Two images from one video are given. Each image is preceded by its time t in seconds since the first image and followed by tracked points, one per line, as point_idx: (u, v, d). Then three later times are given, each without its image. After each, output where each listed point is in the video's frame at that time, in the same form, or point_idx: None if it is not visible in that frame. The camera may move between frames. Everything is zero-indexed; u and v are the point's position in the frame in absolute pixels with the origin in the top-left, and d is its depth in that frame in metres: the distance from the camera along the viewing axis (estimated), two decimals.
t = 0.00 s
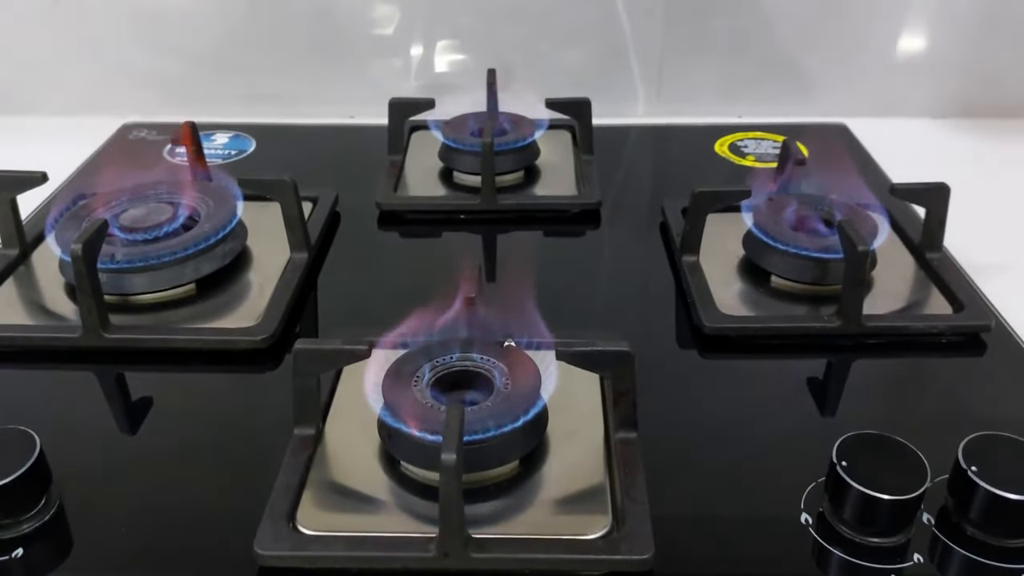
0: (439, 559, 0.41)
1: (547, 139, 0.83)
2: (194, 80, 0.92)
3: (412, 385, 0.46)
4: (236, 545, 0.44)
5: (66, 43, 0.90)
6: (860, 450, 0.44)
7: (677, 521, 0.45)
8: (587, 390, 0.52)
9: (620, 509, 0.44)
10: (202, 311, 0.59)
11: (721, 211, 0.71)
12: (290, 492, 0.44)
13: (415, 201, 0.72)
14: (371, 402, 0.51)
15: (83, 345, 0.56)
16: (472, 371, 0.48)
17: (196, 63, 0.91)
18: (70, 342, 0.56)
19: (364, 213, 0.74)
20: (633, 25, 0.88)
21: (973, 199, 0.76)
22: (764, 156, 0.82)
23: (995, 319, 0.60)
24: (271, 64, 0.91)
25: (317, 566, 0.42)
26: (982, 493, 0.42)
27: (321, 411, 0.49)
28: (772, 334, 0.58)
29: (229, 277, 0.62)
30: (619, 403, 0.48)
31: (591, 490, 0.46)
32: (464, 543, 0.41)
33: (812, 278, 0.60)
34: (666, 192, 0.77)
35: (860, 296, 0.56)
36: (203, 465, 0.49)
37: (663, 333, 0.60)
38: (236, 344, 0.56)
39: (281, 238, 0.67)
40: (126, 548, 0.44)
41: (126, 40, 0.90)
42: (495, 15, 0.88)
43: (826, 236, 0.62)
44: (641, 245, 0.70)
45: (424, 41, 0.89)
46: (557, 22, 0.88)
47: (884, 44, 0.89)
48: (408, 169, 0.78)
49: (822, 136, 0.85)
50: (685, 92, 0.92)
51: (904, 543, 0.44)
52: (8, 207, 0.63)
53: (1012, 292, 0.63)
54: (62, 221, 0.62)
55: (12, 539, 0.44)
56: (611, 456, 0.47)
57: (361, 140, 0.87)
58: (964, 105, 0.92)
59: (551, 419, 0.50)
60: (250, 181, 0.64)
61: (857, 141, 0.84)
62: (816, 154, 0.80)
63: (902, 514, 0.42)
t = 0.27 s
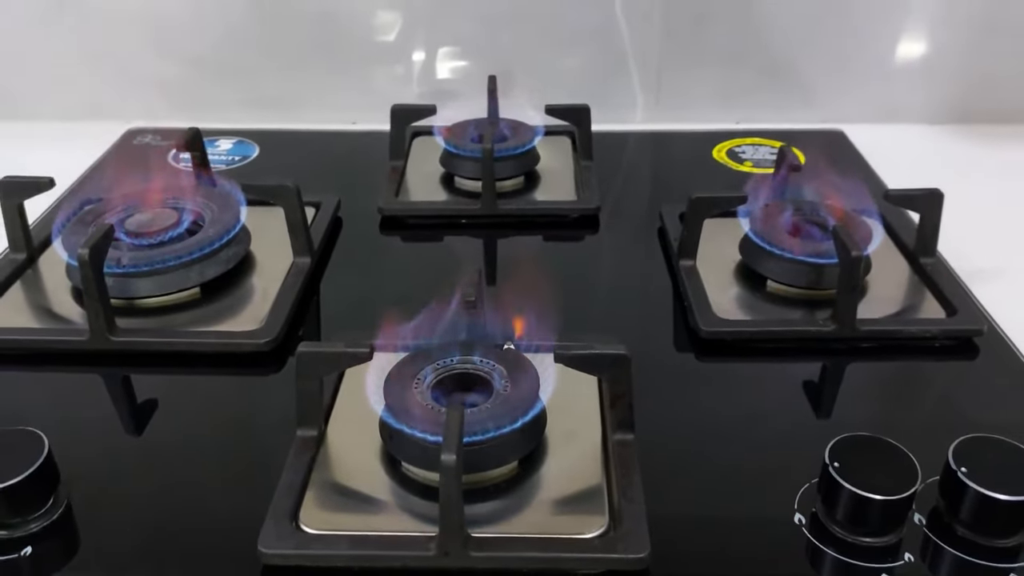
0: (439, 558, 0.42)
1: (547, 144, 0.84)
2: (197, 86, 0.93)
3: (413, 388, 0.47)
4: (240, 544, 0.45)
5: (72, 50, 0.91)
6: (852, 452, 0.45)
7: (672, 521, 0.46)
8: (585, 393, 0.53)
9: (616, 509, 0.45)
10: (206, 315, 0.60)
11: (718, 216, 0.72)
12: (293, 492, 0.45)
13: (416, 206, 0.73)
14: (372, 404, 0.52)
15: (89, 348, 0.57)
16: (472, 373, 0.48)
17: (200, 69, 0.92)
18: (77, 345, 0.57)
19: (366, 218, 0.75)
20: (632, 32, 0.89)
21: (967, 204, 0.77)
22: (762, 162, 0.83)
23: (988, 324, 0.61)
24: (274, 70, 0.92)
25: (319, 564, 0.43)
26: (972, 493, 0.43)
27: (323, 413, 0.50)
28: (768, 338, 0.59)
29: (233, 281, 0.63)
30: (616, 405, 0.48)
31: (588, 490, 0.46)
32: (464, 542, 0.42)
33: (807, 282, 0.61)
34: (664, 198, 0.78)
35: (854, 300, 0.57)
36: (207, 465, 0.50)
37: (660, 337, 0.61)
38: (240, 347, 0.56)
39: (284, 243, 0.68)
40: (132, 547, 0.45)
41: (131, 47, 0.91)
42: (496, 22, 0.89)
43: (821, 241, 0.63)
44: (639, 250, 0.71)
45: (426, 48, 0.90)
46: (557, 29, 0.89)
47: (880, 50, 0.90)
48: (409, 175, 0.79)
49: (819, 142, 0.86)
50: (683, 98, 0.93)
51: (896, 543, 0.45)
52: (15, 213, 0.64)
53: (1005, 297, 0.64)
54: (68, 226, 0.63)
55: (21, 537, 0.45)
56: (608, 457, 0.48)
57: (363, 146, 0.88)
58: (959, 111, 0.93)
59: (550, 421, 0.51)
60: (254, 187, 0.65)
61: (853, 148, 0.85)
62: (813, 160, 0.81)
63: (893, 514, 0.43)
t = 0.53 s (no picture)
0: (440, 561, 0.43)
1: (547, 156, 0.85)
2: (202, 99, 0.94)
3: (414, 395, 0.48)
4: (245, 548, 0.46)
5: (78, 62, 0.93)
6: (844, 458, 0.46)
7: (670, 526, 0.47)
8: (583, 400, 0.54)
9: (614, 514, 0.46)
10: (212, 324, 0.61)
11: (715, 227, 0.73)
12: (297, 496, 0.46)
13: (418, 217, 0.74)
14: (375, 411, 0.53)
15: (97, 356, 0.58)
16: (471, 381, 0.50)
17: (205, 82, 0.93)
18: (85, 353, 0.58)
19: (368, 228, 0.76)
20: (630, 45, 0.90)
21: (961, 215, 0.79)
22: (759, 173, 0.84)
23: (980, 333, 0.62)
24: (278, 82, 0.93)
25: (324, 567, 0.43)
26: (962, 499, 0.44)
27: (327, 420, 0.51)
28: (763, 346, 0.60)
29: (238, 291, 0.64)
30: (614, 412, 0.50)
31: (586, 496, 0.47)
32: (465, 546, 0.43)
33: (802, 292, 0.62)
34: (662, 208, 0.79)
35: (848, 309, 0.58)
36: (213, 471, 0.51)
37: (658, 345, 0.62)
38: (245, 355, 0.58)
39: (289, 253, 0.69)
40: (139, 551, 0.46)
41: (137, 59, 0.93)
42: (496, 35, 0.90)
43: (816, 252, 0.64)
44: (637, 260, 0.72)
45: (428, 61, 0.91)
46: (556, 42, 0.91)
47: (877, 63, 0.92)
48: (411, 186, 0.81)
49: (815, 154, 0.87)
50: (681, 110, 0.94)
51: (887, 547, 0.46)
52: (24, 222, 0.65)
53: (997, 306, 0.65)
54: (77, 236, 0.65)
55: (31, 540, 0.46)
56: (606, 463, 0.49)
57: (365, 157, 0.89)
58: (954, 123, 0.95)
59: (549, 428, 0.52)
60: (258, 198, 0.66)
61: (849, 159, 0.87)
62: (810, 172, 0.82)
63: (884, 519, 0.44)
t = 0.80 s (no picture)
0: (443, 557, 0.44)
1: (548, 164, 0.87)
2: (209, 107, 0.96)
3: (418, 397, 0.49)
4: (253, 545, 0.47)
5: (87, 72, 0.94)
6: (838, 458, 0.47)
7: (667, 525, 0.48)
8: (584, 402, 0.55)
9: (613, 512, 0.47)
10: (219, 327, 0.62)
11: (713, 233, 0.75)
12: (303, 495, 0.47)
13: (421, 223, 0.75)
14: (379, 413, 0.54)
15: (107, 359, 0.59)
16: (474, 383, 0.51)
17: (211, 91, 0.95)
18: (95, 356, 0.59)
19: (372, 234, 0.77)
20: (630, 55, 0.92)
21: (956, 222, 0.80)
22: (757, 181, 0.85)
23: (973, 337, 0.63)
24: (283, 92, 0.95)
25: (330, 563, 0.45)
26: (953, 498, 0.45)
27: (332, 421, 0.52)
28: (760, 350, 0.61)
29: (245, 295, 0.65)
30: (613, 414, 0.51)
31: (586, 495, 0.49)
32: (467, 543, 0.44)
33: (798, 297, 0.63)
34: (661, 215, 0.81)
35: (843, 314, 0.59)
36: (221, 471, 0.52)
37: (657, 349, 0.63)
38: (252, 358, 0.59)
39: (294, 259, 0.70)
40: (149, 548, 0.47)
41: (145, 69, 0.94)
42: (498, 45, 0.92)
43: (812, 258, 0.65)
44: (637, 265, 0.73)
45: (431, 70, 0.93)
46: (558, 52, 0.92)
47: (874, 72, 0.93)
48: (414, 193, 0.82)
49: (813, 161, 0.88)
50: (681, 119, 0.95)
51: (880, 545, 0.47)
52: (35, 229, 0.67)
53: (991, 311, 0.66)
54: (87, 242, 0.66)
55: (44, 537, 0.47)
56: (605, 463, 0.50)
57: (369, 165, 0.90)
58: (950, 132, 0.96)
59: (550, 429, 0.53)
60: (265, 205, 0.68)
61: (846, 167, 0.88)
62: (807, 179, 0.83)
63: (877, 517, 0.45)
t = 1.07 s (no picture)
0: (449, 547, 0.45)
1: (550, 166, 0.88)
2: (216, 111, 0.97)
3: (423, 392, 0.50)
4: (262, 536, 0.48)
5: (96, 76, 0.96)
6: (835, 451, 0.48)
7: (668, 517, 0.49)
8: (586, 398, 0.56)
9: (614, 504, 0.48)
10: (227, 326, 0.63)
11: (712, 234, 0.76)
12: (312, 487, 0.49)
13: (426, 225, 0.76)
14: (384, 408, 0.55)
15: (118, 356, 0.61)
16: (478, 378, 0.52)
17: (218, 95, 0.96)
18: (107, 353, 0.60)
19: (377, 235, 0.79)
20: (631, 59, 0.93)
21: (952, 224, 0.81)
22: (756, 183, 0.86)
23: (968, 336, 0.64)
24: (289, 95, 0.96)
25: (338, 553, 0.46)
26: (948, 490, 0.46)
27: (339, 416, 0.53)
28: (759, 348, 0.62)
29: (252, 294, 0.66)
30: (614, 408, 0.52)
31: (588, 488, 0.50)
32: (473, 533, 0.45)
33: (796, 296, 0.64)
34: (662, 216, 0.82)
35: (840, 312, 0.60)
36: (231, 465, 0.53)
37: (657, 347, 0.64)
38: (260, 355, 0.60)
39: (301, 259, 0.71)
40: (161, 539, 0.48)
41: (153, 73, 0.95)
42: (501, 50, 0.93)
43: (810, 258, 0.66)
44: (638, 265, 0.74)
45: (434, 75, 0.94)
46: (560, 57, 0.93)
47: (872, 77, 0.94)
48: (418, 195, 0.83)
49: (811, 164, 0.89)
50: (681, 123, 0.97)
51: (876, 537, 0.48)
52: (47, 229, 0.68)
53: (986, 311, 0.67)
54: (98, 242, 0.67)
55: (59, 528, 0.48)
56: (607, 457, 0.51)
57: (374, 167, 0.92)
58: (947, 135, 0.97)
59: (552, 424, 0.54)
60: (272, 205, 0.69)
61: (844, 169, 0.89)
62: (805, 181, 0.85)
63: (873, 509, 0.46)
